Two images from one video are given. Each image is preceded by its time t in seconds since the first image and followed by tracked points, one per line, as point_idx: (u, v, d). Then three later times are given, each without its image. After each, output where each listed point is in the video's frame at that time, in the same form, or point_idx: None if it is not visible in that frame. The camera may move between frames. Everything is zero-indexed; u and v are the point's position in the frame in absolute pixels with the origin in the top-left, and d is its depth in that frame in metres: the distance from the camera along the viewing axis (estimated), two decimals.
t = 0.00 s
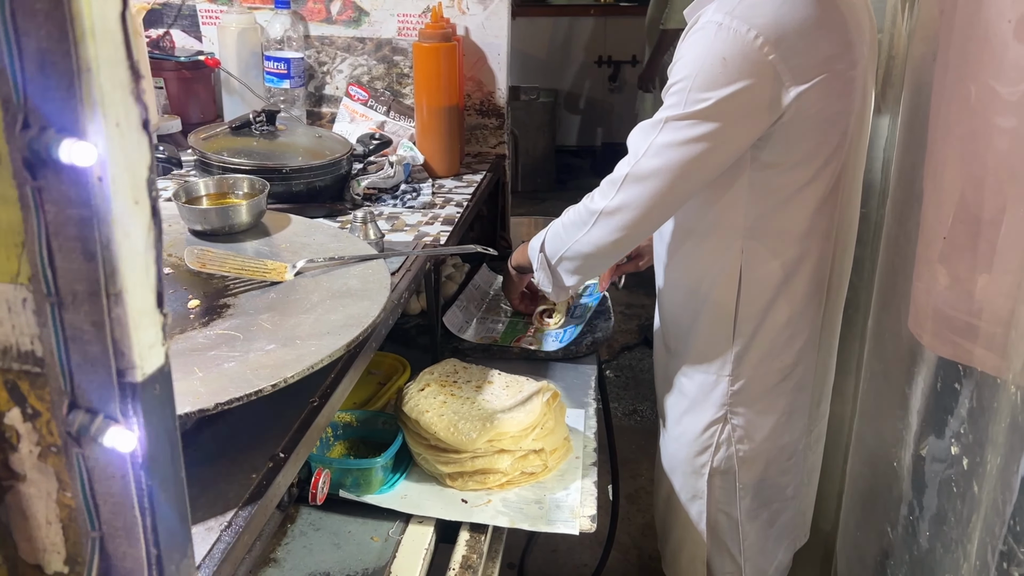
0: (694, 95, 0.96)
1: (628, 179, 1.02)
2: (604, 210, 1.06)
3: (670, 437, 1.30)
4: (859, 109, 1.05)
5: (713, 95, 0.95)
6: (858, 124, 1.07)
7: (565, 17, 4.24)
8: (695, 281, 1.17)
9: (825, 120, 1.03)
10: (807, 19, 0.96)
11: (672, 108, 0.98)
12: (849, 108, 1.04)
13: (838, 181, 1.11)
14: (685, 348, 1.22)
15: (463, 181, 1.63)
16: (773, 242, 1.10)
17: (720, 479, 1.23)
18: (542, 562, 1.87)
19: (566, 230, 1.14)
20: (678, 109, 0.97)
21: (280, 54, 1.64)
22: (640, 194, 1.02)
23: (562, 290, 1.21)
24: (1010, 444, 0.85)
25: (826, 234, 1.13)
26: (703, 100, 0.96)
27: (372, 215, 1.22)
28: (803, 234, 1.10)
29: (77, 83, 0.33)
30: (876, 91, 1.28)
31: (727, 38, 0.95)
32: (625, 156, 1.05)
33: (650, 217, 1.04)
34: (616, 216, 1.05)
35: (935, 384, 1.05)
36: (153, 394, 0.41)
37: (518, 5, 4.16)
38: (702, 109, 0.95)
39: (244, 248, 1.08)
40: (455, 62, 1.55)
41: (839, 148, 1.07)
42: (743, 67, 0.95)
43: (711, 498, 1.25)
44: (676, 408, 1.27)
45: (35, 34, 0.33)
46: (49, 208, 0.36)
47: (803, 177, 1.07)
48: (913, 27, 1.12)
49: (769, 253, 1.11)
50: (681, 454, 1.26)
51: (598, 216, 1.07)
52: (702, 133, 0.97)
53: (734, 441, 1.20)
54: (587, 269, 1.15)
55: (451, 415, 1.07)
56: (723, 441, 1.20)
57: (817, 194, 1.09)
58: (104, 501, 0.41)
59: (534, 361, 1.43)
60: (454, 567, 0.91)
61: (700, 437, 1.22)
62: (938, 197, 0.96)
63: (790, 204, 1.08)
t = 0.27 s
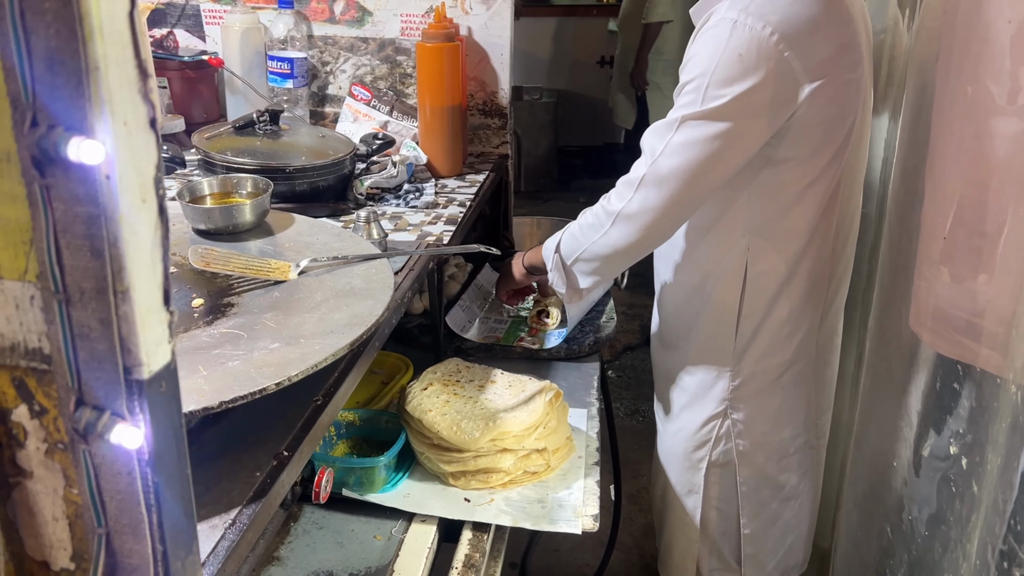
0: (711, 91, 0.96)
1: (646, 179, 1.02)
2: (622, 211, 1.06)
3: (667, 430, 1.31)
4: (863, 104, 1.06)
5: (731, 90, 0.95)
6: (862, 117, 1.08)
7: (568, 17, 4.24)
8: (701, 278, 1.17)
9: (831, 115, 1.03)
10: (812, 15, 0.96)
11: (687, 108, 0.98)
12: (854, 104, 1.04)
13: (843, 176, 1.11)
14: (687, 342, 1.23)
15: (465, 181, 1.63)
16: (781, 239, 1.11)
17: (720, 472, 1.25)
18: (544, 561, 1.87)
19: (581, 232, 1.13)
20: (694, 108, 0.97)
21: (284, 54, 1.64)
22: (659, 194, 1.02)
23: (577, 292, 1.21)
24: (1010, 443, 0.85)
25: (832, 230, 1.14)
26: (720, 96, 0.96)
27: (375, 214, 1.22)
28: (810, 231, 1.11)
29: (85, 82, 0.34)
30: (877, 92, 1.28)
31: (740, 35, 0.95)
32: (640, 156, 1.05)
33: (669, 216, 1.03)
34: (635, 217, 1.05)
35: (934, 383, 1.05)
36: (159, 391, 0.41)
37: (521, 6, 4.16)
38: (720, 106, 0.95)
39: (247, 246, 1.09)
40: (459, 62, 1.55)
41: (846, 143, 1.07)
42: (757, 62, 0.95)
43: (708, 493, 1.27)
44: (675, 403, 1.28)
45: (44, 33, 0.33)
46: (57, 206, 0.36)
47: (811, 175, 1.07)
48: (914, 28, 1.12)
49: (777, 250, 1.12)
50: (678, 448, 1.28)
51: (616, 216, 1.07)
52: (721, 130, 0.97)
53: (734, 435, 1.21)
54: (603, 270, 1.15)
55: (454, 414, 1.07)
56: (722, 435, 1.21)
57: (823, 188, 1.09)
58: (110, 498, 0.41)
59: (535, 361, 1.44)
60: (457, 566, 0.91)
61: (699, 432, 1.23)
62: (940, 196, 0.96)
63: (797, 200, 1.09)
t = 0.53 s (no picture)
0: (733, 90, 0.99)
1: (669, 180, 1.04)
2: (645, 212, 1.08)
3: (661, 425, 1.37)
4: (862, 106, 1.11)
5: (752, 89, 0.99)
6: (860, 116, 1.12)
7: (569, 18, 4.25)
8: (706, 275, 1.23)
9: (832, 117, 1.08)
10: (818, 18, 1.01)
11: (707, 108, 1.01)
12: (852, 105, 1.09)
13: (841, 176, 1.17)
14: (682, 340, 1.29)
15: (468, 181, 1.63)
16: (785, 237, 1.17)
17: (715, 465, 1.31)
18: (545, 561, 1.87)
19: (602, 235, 1.15)
20: (715, 108, 1.00)
21: (286, 54, 1.64)
22: (682, 194, 1.04)
23: (595, 294, 1.22)
24: (1010, 443, 0.86)
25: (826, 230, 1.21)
26: (740, 96, 0.99)
27: (377, 214, 1.22)
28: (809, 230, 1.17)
29: (92, 82, 0.34)
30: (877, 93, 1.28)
31: (758, 37, 0.99)
32: (660, 158, 1.07)
33: (692, 215, 1.05)
34: (659, 217, 1.06)
35: (934, 383, 1.05)
36: (164, 389, 0.41)
37: (522, 6, 4.17)
38: (741, 105, 0.99)
39: (250, 245, 1.09)
40: (461, 62, 1.55)
41: (843, 145, 1.13)
42: (774, 63, 0.99)
43: (702, 486, 1.33)
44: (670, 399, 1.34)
45: (50, 32, 0.33)
46: (63, 204, 0.36)
47: (811, 175, 1.13)
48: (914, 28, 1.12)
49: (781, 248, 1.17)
50: (672, 444, 1.34)
51: (639, 217, 1.08)
52: (743, 128, 1.00)
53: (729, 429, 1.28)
54: (623, 273, 1.16)
55: (456, 413, 1.08)
56: (717, 430, 1.28)
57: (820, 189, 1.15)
58: (115, 495, 0.41)
59: (537, 360, 1.44)
60: (458, 565, 0.91)
61: (695, 428, 1.29)
62: (941, 196, 0.96)
63: (802, 200, 1.15)
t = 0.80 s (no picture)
0: (745, 93, 0.99)
1: (680, 182, 1.04)
2: (655, 214, 1.07)
3: (662, 425, 1.37)
4: (867, 106, 1.12)
5: (762, 92, 0.99)
6: (864, 114, 1.13)
7: (571, 18, 4.26)
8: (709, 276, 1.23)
9: (837, 116, 1.09)
10: (826, 19, 1.01)
11: (718, 110, 1.01)
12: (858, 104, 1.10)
13: (844, 173, 1.18)
14: (686, 339, 1.29)
15: (470, 181, 1.63)
16: (790, 236, 1.18)
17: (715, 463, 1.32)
18: (546, 561, 1.87)
19: (610, 234, 1.14)
20: (726, 110, 1.00)
21: (289, 54, 1.64)
22: (694, 196, 1.04)
23: (603, 293, 1.22)
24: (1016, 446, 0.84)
25: (827, 228, 1.23)
26: (752, 98, 0.99)
27: (380, 214, 1.22)
28: (812, 229, 1.19)
29: (98, 81, 0.34)
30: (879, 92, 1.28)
31: (769, 39, 0.98)
32: (670, 159, 1.07)
33: (703, 217, 1.06)
34: (670, 219, 1.07)
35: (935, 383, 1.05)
36: (169, 387, 0.41)
37: (524, 6, 4.17)
38: (753, 107, 0.99)
39: (253, 245, 1.09)
40: (464, 61, 1.55)
41: (847, 143, 1.14)
42: (785, 65, 0.99)
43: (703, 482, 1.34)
44: (670, 399, 1.35)
45: (58, 32, 0.34)
46: (70, 203, 0.36)
47: (818, 177, 1.15)
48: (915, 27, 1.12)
49: (785, 247, 1.18)
50: (674, 443, 1.34)
51: (649, 219, 1.08)
52: (754, 131, 1.00)
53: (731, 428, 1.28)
54: (631, 271, 1.16)
55: (458, 413, 1.08)
56: (719, 429, 1.29)
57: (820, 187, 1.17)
58: (120, 493, 0.41)
59: (539, 360, 1.44)
60: (461, 564, 0.91)
61: (696, 426, 1.30)
62: (942, 196, 0.96)
63: (805, 199, 1.16)
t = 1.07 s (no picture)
0: (774, 88, 1.01)
1: (712, 178, 1.04)
2: (687, 211, 1.06)
3: (664, 424, 1.37)
4: (876, 108, 1.14)
5: (791, 88, 1.01)
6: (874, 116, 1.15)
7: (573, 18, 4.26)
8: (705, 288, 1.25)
9: (845, 117, 1.11)
10: (841, 19, 1.04)
11: (745, 107, 1.01)
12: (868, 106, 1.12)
13: (853, 173, 1.20)
14: (688, 336, 1.30)
15: (472, 181, 1.63)
16: (798, 234, 1.20)
17: (718, 460, 1.34)
18: (548, 561, 1.87)
19: (636, 233, 1.12)
20: (755, 107, 1.01)
21: (291, 54, 1.65)
22: (723, 194, 1.04)
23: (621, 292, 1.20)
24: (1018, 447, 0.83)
25: (833, 228, 1.24)
26: (779, 95, 1.00)
27: (382, 213, 1.22)
28: (817, 230, 1.21)
29: (104, 80, 0.34)
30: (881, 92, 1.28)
31: (793, 36, 1.01)
32: (697, 156, 1.06)
33: (734, 212, 1.06)
34: (702, 215, 1.06)
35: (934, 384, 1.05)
36: (174, 386, 0.41)
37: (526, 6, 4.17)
38: (780, 104, 1.00)
39: (256, 244, 1.09)
40: (466, 61, 1.56)
41: (856, 145, 1.16)
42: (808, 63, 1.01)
43: (707, 479, 1.35)
44: (671, 399, 1.35)
45: (64, 32, 0.34)
46: (75, 202, 0.37)
47: (824, 180, 1.18)
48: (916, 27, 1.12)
49: (794, 244, 1.20)
50: (678, 441, 1.34)
51: (681, 216, 1.07)
52: (783, 126, 1.02)
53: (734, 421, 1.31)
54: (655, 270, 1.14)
55: (461, 412, 1.08)
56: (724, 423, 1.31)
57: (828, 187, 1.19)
58: (125, 491, 0.42)
59: (542, 359, 1.45)
60: (463, 563, 0.91)
61: (702, 424, 1.31)
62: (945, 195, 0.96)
63: (812, 197, 1.19)
